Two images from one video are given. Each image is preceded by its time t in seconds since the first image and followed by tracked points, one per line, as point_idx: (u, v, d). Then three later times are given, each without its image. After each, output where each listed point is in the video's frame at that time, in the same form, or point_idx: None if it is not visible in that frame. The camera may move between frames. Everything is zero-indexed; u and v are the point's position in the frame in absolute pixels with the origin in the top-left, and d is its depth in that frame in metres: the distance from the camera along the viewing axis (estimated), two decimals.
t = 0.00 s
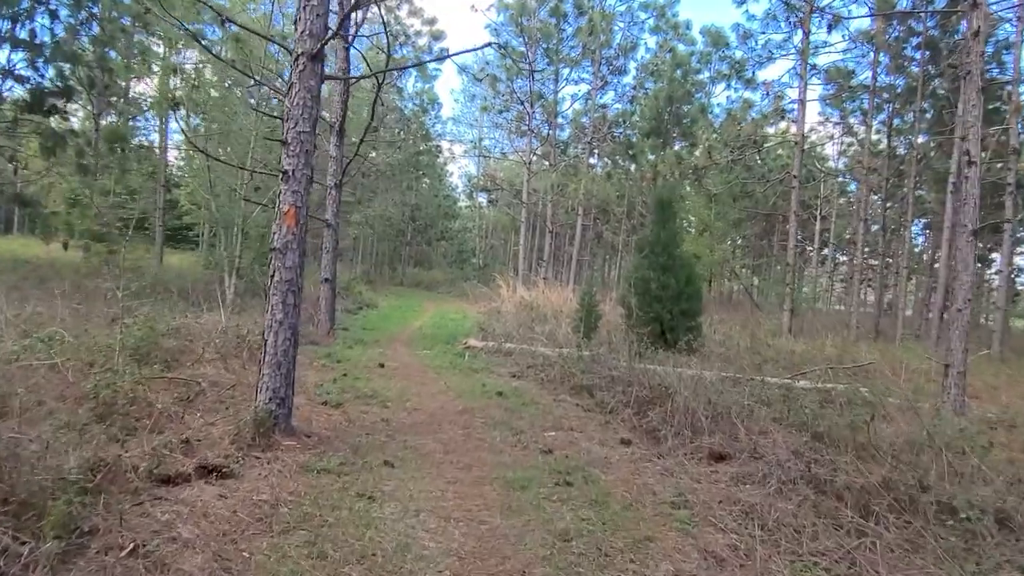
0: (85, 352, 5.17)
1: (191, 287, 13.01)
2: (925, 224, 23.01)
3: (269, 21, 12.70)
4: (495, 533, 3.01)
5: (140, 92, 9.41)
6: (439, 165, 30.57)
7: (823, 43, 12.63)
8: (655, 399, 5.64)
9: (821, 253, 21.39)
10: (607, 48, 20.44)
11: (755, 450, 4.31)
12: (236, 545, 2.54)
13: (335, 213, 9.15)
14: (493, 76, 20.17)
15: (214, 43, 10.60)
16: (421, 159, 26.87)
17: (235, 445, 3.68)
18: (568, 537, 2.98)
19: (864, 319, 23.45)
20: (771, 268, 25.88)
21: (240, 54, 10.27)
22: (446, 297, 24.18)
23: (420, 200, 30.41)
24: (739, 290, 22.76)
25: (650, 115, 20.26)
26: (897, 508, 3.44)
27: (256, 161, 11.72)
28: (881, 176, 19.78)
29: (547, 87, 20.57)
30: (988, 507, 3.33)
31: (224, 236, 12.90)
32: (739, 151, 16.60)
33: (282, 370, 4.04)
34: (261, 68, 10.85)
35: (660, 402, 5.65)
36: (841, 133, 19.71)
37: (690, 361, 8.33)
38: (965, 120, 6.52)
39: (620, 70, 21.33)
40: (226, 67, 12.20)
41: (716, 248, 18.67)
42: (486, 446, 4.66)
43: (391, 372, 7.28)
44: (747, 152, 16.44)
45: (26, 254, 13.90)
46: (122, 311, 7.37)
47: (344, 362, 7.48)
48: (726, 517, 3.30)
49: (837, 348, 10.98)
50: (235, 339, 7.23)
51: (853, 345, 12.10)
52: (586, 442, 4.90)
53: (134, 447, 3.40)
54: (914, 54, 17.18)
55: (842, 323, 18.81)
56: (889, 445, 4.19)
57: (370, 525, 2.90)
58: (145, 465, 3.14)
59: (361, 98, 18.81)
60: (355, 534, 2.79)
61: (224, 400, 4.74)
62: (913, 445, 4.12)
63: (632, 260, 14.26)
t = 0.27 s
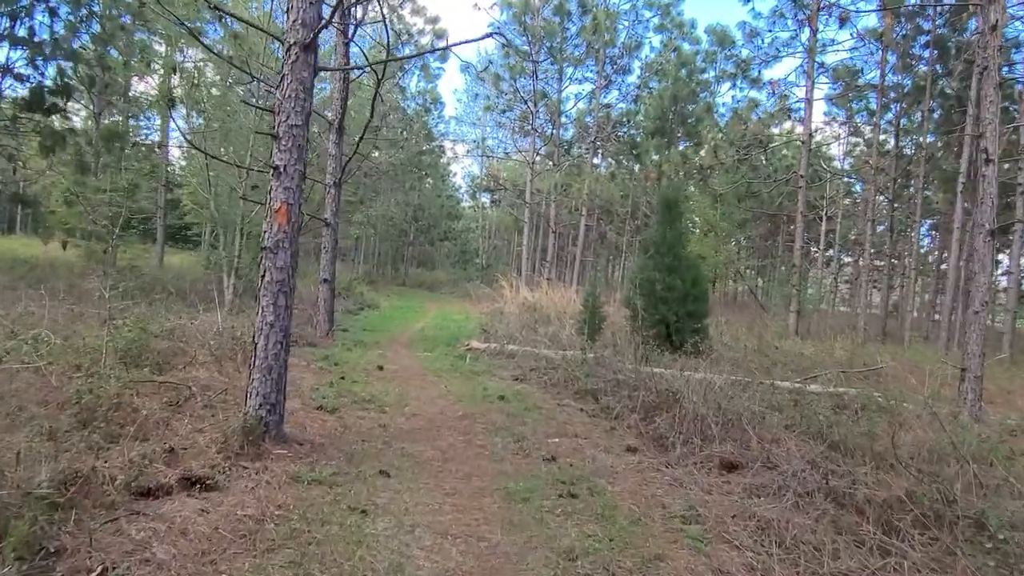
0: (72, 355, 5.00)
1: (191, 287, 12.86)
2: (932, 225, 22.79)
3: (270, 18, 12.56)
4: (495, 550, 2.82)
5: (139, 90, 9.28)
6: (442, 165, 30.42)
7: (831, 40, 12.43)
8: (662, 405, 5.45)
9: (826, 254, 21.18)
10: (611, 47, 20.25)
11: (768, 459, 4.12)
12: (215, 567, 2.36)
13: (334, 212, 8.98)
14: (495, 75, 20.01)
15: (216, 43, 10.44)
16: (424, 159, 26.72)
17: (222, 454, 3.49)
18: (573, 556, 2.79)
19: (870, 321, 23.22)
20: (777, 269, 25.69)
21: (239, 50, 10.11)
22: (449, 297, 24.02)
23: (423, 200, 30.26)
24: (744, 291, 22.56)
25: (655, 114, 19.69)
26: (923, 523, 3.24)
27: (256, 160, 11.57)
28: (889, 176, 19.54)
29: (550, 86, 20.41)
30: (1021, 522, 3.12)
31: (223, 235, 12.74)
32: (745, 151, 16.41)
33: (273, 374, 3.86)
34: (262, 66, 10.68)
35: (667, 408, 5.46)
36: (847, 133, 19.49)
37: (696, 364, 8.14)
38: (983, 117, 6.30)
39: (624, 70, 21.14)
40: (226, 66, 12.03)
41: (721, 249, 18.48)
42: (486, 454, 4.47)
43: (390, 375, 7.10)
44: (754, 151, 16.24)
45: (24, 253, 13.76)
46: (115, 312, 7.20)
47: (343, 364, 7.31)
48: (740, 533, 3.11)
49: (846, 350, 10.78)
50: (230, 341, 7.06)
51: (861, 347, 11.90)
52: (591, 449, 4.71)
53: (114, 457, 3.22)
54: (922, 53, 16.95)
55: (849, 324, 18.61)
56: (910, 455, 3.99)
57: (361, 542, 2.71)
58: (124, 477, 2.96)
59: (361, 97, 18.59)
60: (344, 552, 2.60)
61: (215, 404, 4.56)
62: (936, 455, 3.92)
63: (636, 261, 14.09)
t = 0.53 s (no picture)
0: (59, 363, 4.83)
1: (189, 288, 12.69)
2: (939, 224, 22.55)
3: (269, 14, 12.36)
4: None
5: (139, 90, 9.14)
6: (445, 164, 30.24)
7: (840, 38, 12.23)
8: (670, 413, 5.26)
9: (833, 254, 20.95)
10: (615, 46, 20.07)
11: (783, 474, 3.93)
12: None
13: (333, 212, 8.79)
14: (498, 73, 19.82)
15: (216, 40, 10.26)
16: (426, 158, 26.54)
17: (209, 470, 3.32)
18: None
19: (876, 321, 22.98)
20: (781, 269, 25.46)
21: (237, 48, 9.92)
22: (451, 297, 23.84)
23: (426, 199, 30.08)
24: (749, 291, 22.34)
25: (659, 113, 19.45)
26: (952, 546, 3.04)
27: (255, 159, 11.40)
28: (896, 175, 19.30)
29: (554, 85, 20.22)
30: None
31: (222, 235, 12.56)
32: (751, 150, 16.19)
33: (264, 385, 3.68)
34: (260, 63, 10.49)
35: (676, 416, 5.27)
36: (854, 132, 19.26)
37: (703, 369, 7.94)
38: (1001, 115, 6.08)
39: (628, 68, 20.94)
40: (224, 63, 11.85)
41: (726, 249, 18.28)
42: (487, 466, 4.29)
43: (389, 380, 6.92)
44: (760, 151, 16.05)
45: (22, 253, 13.62)
46: (108, 315, 7.02)
47: (341, 369, 7.13)
48: (758, 558, 2.92)
49: (855, 353, 10.58)
50: (226, 345, 6.88)
51: (870, 349, 11.70)
52: (597, 461, 4.53)
53: (93, 475, 3.04)
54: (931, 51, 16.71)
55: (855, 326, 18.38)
56: (933, 470, 3.79)
57: (353, 570, 2.52)
58: (101, 497, 2.78)
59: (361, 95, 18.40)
60: None
61: (206, 415, 4.39)
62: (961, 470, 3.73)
63: (640, 262, 13.88)
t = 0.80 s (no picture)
0: (45, 361, 4.67)
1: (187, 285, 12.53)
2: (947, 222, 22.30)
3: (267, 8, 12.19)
4: None
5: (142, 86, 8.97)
6: (448, 162, 30.07)
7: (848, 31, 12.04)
8: (677, 415, 5.09)
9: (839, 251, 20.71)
10: (619, 42, 19.87)
11: (796, 479, 3.75)
12: None
13: (331, 208, 8.62)
14: (501, 69, 19.65)
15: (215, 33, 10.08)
16: (428, 155, 26.36)
17: (191, 475, 3.15)
18: None
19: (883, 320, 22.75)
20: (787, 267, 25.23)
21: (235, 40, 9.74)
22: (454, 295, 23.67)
23: (429, 197, 29.91)
24: (754, 289, 22.12)
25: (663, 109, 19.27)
26: (978, 560, 2.85)
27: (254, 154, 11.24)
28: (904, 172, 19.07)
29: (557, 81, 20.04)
30: None
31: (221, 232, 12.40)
32: (757, 146, 15.97)
33: (250, 386, 3.50)
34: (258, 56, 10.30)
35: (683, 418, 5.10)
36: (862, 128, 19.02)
37: (709, 368, 7.75)
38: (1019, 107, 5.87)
39: (632, 64, 20.73)
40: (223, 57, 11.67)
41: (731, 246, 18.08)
42: (485, 469, 4.11)
43: (387, 379, 6.75)
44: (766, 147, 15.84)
45: (20, 250, 13.48)
46: (101, 313, 6.86)
47: (338, 367, 6.95)
48: (772, 571, 2.74)
49: (864, 352, 10.35)
50: (220, 343, 6.71)
51: (879, 349, 11.48)
52: (600, 464, 4.35)
53: (66, 481, 2.87)
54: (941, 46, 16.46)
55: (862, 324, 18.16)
56: (954, 476, 3.60)
57: None
58: (71, 505, 2.61)
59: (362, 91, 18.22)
60: None
61: (194, 415, 4.23)
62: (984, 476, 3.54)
63: (645, 259, 13.68)
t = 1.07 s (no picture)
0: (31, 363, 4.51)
1: (190, 284, 12.38)
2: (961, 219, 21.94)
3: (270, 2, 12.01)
4: None
5: (145, 83, 8.77)
6: (455, 160, 29.89)
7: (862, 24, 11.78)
8: (687, 419, 4.87)
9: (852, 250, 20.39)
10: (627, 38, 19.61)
11: (815, 491, 3.53)
12: None
13: (333, 206, 8.43)
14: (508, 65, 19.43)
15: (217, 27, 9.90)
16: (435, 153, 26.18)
17: (170, 487, 2.96)
18: None
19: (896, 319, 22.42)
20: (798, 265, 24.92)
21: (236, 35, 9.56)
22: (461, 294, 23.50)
23: (436, 195, 29.75)
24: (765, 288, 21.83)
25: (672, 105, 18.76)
26: None
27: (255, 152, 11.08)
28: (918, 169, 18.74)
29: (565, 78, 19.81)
30: None
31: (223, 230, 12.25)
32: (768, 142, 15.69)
33: (236, 391, 3.30)
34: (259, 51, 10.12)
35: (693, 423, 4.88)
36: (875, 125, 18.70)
37: (720, 370, 7.52)
38: None
39: (641, 60, 20.47)
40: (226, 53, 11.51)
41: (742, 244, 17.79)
42: (486, 478, 3.90)
43: (388, 381, 6.55)
44: (777, 143, 15.56)
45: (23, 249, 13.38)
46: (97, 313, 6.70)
47: (338, 369, 6.76)
48: None
49: (880, 353, 10.09)
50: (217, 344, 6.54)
51: (894, 349, 11.21)
52: (607, 473, 4.14)
53: (35, 494, 2.69)
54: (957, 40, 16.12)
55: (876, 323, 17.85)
56: (987, 490, 3.37)
57: None
58: (34, 521, 2.42)
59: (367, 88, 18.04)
60: None
61: (183, 420, 4.05)
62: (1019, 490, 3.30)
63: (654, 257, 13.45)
